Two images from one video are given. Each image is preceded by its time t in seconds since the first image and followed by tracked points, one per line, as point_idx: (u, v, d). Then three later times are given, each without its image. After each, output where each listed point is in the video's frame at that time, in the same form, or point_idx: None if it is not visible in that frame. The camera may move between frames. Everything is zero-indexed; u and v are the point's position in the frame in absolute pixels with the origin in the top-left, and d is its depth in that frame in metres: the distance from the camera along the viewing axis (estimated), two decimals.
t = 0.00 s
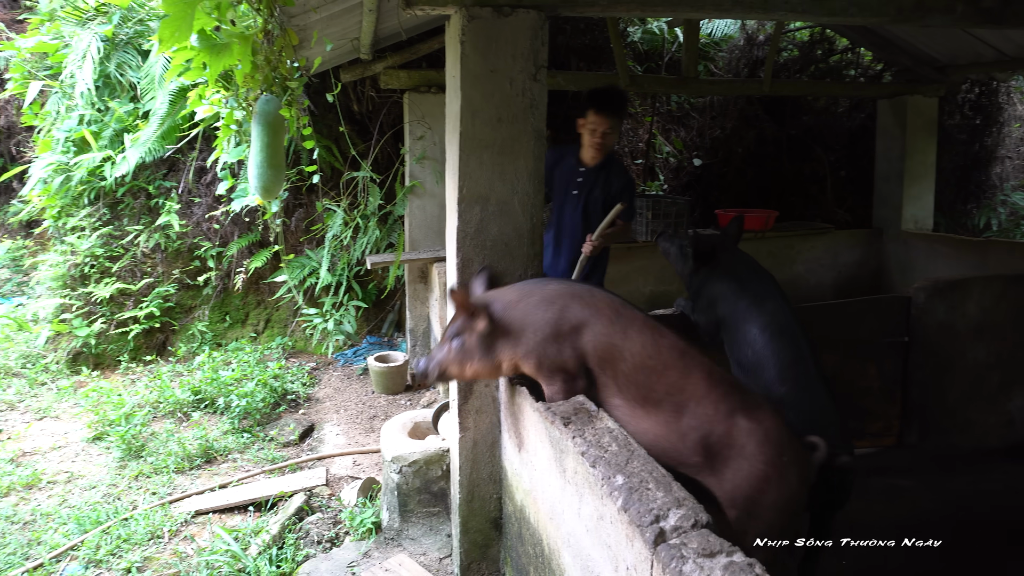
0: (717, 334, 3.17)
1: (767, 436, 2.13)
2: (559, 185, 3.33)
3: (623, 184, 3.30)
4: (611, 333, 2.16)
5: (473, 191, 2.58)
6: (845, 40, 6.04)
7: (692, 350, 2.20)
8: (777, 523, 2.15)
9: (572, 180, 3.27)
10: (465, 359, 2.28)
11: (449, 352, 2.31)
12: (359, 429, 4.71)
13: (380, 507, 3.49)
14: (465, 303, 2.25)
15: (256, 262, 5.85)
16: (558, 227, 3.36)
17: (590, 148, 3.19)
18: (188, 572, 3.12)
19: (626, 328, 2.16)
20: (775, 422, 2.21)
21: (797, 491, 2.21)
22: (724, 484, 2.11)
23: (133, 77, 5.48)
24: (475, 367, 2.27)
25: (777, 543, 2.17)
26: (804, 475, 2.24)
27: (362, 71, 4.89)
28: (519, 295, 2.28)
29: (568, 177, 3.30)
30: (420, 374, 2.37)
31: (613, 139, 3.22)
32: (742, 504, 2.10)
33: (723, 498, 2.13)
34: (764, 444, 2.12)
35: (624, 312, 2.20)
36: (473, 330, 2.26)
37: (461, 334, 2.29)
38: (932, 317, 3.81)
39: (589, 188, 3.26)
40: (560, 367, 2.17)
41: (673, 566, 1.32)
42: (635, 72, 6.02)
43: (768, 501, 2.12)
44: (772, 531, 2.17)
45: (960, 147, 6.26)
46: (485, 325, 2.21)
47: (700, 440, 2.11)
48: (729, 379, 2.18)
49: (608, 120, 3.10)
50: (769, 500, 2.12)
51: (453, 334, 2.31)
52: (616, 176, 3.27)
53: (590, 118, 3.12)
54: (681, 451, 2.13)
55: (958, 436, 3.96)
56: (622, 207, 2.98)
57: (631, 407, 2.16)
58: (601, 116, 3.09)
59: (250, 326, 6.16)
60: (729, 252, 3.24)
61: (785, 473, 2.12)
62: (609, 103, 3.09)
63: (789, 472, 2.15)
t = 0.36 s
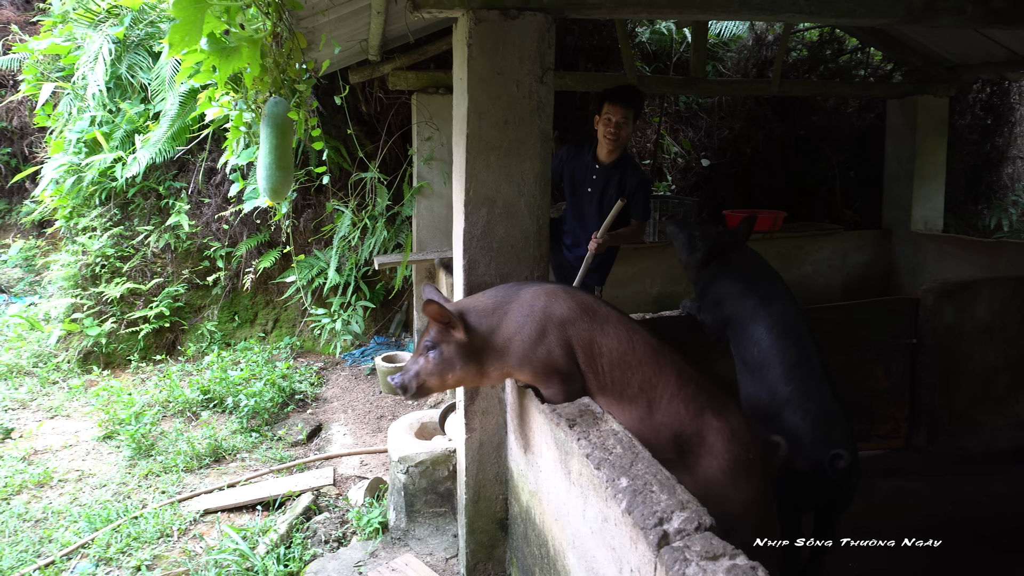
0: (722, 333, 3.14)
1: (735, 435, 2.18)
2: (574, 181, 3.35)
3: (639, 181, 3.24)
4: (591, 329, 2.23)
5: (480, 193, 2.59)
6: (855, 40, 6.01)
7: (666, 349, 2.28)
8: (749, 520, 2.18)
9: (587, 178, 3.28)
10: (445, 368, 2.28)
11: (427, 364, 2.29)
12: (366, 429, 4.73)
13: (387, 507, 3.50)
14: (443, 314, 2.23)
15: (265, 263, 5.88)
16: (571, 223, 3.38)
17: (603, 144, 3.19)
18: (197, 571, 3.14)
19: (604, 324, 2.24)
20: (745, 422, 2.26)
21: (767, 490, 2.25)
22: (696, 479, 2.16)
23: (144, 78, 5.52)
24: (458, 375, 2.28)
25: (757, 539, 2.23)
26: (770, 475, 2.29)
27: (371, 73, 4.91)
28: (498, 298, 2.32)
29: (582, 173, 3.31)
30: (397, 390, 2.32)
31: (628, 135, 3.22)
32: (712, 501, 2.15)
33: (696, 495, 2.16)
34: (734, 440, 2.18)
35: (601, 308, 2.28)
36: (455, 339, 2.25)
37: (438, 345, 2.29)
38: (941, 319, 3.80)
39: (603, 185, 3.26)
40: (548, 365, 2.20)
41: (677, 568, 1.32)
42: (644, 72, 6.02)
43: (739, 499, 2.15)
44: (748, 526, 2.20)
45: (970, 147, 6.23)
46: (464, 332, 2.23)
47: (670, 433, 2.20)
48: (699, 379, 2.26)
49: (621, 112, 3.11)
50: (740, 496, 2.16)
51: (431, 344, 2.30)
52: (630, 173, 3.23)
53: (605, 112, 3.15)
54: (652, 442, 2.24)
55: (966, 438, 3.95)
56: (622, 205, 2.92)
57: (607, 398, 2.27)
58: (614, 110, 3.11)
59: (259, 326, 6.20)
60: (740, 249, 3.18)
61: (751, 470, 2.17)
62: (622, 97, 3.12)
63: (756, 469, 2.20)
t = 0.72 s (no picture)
0: (731, 340, 3.16)
1: (734, 424, 2.31)
2: (575, 186, 3.34)
3: (641, 181, 3.26)
4: (594, 329, 2.25)
5: (488, 196, 2.61)
6: (863, 41, 6.01)
7: (666, 342, 2.35)
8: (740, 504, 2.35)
9: (591, 183, 3.31)
10: (447, 377, 2.30)
11: (429, 372, 2.32)
12: (374, 429, 4.76)
13: (394, 506, 3.52)
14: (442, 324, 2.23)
15: (273, 264, 5.92)
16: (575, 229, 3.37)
17: (605, 146, 3.19)
18: (206, 569, 3.17)
19: (603, 322, 2.26)
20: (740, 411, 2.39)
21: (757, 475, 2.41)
22: (697, 470, 2.27)
23: (154, 81, 5.56)
24: (458, 383, 2.30)
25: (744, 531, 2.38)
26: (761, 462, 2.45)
27: (380, 74, 4.94)
28: (495, 303, 2.33)
29: (584, 177, 3.31)
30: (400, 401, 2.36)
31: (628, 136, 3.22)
32: (709, 488, 2.26)
33: (694, 484, 2.29)
34: (731, 432, 2.30)
35: (600, 307, 2.30)
36: (455, 348, 2.27)
37: (439, 353, 2.32)
38: (948, 321, 3.79)
39: (608, 189, 3.28)
40: (550, 368, 2.22)
41: (682, 569, 1.34)
42: (651, 73, 6.04)
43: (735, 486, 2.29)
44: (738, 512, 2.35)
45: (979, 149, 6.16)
46: (464, 340, 2.24)
47: (674, 426, 2.27)
48: (701, 370, 2.34)
49: (620, 114, 3.12)
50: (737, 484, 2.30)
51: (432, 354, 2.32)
52: (632, 173, 3.25)
53: (605, 113, 3.15)
54: (656, 436, 2.29)
55: (974, 441, 3.94)
56: (627, 206, 2.86)
57: (610, 396, 2.29)
58: (615, 111, 3.12)
59: (267, 326, 6.24)
60: (749, 254, 3.19)
61: (749, 458, 2.31)
62: (621, 100, 3.13)
63: (751, 456, 2.34)
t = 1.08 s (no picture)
0: (729, 343, 3.16)
1: (734, 423, 2.34)
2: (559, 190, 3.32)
3: (621, 175, 3.35)
4: (596, 330, 2.26)
5: (489, 198, 2.63)
6: (865, 42, 6.02)
7: (666, 342, 2.36)
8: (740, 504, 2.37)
9: (573, 184, 3.30)
10: (453, 366, 2.29)
11: (435, 360, 2.29)
12: (376, 429, 4.78)
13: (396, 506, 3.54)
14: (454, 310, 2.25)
15: (276, 264, 5.94)
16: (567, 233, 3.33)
17: (583, 145, 3.19)
18: (210, 568, 3.20)
19: (605, 322, 2.28)
20: (739, 410, 2.42)
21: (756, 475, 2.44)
22: (698, 469, 2.29)
23: (159, 82, 5.60)
24: (464, 373, 2.28)
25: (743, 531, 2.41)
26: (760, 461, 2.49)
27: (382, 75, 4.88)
28: (499, 302, 2.34)
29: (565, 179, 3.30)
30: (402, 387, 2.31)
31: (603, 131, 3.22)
32: (711, 486, 2.29)
33: (695, 483, 2.31)
34: (732, 430, 2.33)
35: (601, 309, 2.31)
36: (463, 335, 2.27)
37: (445, 342, 2.30)
38: (949, 322, 3.81)
39: (592, 188, 3.31)
40: (554, 368, 2.22)
41: (679, 567, 1.36)
42: (653, 75, 6.06)
43: (735, 485, 2.32)
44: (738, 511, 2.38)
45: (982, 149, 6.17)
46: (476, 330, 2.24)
47: (675, 427, 2.28)
48: (700, 370, 2.37)
49: (596, 112, 3.10)
50: (737, 483, 2.33)
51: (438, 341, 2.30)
52: (613, 169, 3.33)
53: (580, 112, 3.12)
54: (657, 437, 2.30)
55: (975, 442, 3.95)
56: (622, 203, 2.96)
57: (610, 397, 2.30)
58: (590, 109, 3.09)
59: (271, 326, 6.27)
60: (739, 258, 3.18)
61: (749, 456, 2.35)
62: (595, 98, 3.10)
63: (751, 455, 2.38)
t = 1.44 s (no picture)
0: (733, 342, 3.05)
1: (741, 420, 2.30)
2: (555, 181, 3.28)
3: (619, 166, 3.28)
4: (604, 325, 2.23)
5: (493, 191, 2.59)
6: (871, 37, 5.96)
7: (673, 337, 2.31)
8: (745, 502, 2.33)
9: (569, 174, 3.24)
10: (461, 355, 2.20)
11: (443, 347, 2.20)
12: (378, 426, 4.74)
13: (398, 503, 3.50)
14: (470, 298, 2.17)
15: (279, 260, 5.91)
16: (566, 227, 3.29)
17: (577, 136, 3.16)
18: (210, 565, 3.16)
19: (614, 318, 2.25)
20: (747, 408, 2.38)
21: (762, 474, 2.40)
22: (704, 467, 2.25)
23: (160, 77, 5.57)
24: (472, 364, 2.21)
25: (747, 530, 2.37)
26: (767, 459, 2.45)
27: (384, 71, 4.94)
28: (507, 294, 2.29)
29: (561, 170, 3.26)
30: (404, 373, 2.17)
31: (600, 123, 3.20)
32: (716, 484, 2.26)
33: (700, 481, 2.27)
34: (738, 427, 2.30)
35: (609, 304, 2.28)
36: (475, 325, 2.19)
37: (455, 329, 2.21)
38: (958, 319, 3.76)
39: (588, 179, 3.24)
40: (560, 363, 2.20)
41: (689, 565, 1.32)
42: (657, 70, 6.01)
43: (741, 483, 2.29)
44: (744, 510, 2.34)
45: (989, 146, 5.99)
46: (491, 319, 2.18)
47: (681, 423, 2.24)
48: (708, 366, 2.33)
49: (590, 102, 3.08)
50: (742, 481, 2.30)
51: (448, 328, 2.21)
52: (610, 160, 3.26)
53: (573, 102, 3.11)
54: (663, 434, 2.26)
55: (984, 440, 3.91)
56: (617, 192, 2.86)
57: (617, 393, 2.27)
58: (583, 98, 3.08)
59: (273, 323, 6.24)
60: (734, 257, 3.08)
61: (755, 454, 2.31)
62: (591, 89, 3.08)
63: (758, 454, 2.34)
